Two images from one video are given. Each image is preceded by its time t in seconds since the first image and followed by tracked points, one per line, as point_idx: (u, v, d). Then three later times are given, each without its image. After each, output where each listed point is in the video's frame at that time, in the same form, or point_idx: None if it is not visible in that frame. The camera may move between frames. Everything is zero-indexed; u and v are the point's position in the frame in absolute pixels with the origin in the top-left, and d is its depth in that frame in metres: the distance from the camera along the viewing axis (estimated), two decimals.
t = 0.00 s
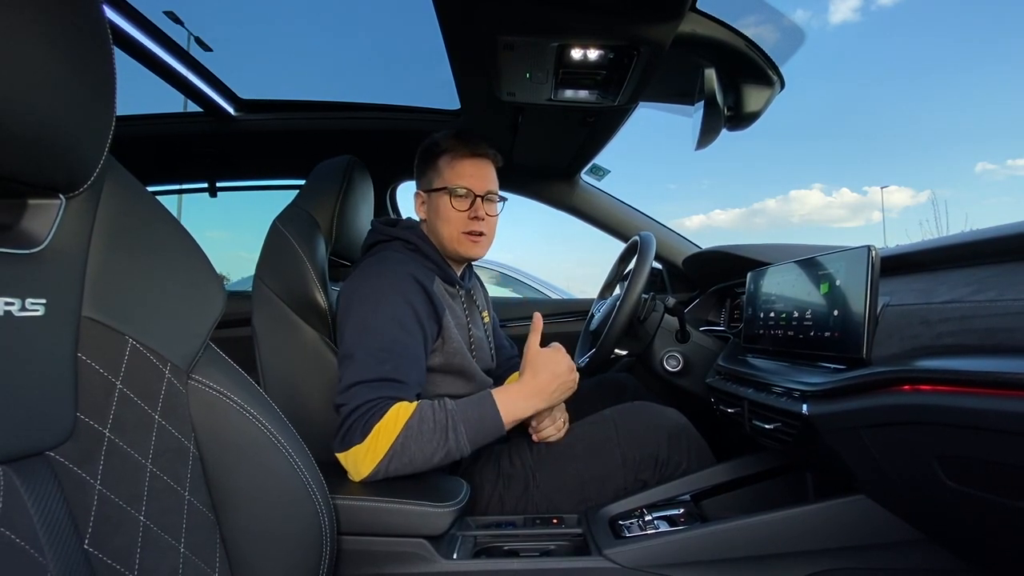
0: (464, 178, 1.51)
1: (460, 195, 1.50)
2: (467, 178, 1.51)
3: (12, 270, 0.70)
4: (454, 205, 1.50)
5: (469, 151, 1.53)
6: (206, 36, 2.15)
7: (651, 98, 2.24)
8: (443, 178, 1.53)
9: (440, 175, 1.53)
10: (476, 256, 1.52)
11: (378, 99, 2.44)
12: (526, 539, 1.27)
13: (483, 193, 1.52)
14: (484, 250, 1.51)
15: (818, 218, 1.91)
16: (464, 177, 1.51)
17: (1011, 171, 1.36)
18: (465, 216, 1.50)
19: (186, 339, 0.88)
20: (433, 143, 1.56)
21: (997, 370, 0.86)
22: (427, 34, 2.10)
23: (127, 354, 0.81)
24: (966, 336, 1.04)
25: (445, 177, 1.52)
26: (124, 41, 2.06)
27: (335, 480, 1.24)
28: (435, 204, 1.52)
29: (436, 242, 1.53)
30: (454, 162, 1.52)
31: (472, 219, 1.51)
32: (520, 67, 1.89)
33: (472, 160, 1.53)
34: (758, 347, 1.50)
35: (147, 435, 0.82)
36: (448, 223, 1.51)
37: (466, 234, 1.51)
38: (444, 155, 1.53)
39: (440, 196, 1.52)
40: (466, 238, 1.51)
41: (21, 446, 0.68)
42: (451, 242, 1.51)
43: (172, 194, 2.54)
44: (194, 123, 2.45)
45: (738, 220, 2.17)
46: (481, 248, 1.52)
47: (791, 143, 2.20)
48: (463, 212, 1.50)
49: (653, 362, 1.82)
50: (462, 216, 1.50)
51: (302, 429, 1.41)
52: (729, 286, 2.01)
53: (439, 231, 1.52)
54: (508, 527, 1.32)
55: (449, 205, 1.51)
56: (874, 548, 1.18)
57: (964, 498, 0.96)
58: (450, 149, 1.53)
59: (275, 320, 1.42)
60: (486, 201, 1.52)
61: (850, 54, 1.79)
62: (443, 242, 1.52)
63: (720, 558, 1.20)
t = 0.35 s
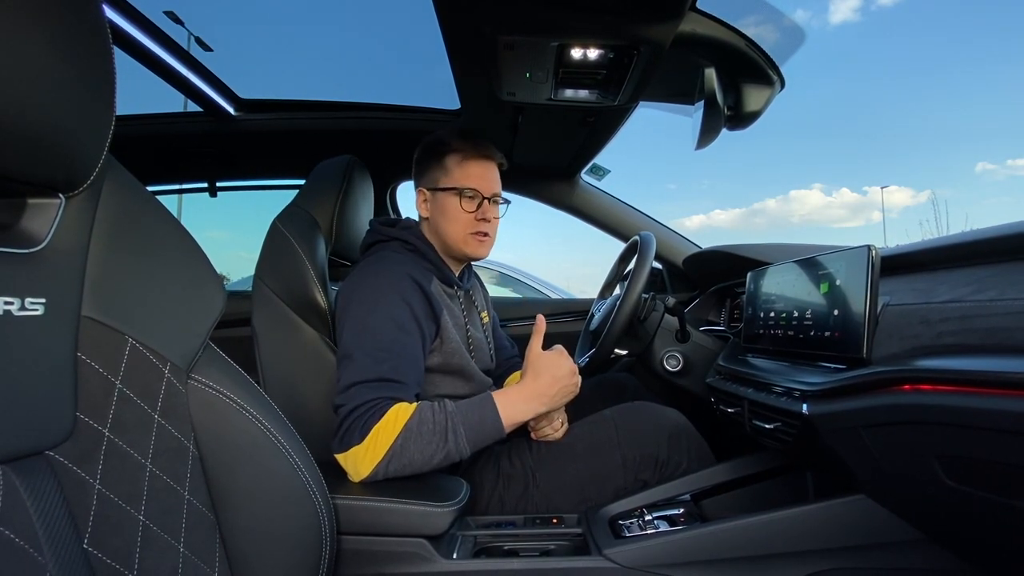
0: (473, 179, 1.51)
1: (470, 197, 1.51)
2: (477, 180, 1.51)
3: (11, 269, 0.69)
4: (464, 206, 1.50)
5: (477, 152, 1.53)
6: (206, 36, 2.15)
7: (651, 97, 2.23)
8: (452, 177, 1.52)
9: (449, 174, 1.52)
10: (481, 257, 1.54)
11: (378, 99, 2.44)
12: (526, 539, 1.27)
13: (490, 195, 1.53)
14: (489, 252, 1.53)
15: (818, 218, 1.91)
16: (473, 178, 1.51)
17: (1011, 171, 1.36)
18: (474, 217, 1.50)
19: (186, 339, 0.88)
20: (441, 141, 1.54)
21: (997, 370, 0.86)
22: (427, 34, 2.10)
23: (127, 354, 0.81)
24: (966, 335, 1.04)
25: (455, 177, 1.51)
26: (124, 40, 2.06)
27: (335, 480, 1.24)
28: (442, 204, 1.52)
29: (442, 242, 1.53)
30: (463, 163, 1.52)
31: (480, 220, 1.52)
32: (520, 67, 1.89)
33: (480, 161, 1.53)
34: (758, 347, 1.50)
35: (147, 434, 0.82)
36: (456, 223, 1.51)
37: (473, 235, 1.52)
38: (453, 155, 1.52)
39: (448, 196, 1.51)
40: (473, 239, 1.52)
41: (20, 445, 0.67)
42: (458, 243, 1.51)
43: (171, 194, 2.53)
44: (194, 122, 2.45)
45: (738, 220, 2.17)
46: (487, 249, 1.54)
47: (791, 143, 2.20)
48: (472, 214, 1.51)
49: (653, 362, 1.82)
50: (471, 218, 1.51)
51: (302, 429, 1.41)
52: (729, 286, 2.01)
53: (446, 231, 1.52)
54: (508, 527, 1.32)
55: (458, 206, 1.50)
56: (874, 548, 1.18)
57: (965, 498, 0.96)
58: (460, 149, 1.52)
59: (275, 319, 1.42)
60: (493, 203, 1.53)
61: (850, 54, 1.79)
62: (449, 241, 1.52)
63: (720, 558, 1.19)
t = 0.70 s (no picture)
0: (493, 179, 1.57)
1: (493, 196, 1.56)
2: (496, 181, 1.57)
3: (13, 269, 0.69)
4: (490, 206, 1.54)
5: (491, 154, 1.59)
6: (206, 36, 2.15)
7: (651, 98, 2.22)
8: (479, 176, 1.54)
9: (475, 173, 1.54)
10: (490, 255, 1.59)
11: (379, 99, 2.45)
12: (527, 539, 1.27)
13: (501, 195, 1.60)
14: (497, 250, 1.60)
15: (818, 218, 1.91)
16: (492, 178, 1.56)
17: (1011, 171, 1.37)
18: (495, 216, 1.56)
19: (187, 339, 0.88)
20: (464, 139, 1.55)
21: (998, 370, 0.86)
22: (428, 34, 2.10)
23: (128, 354, 0.81)
24: (967, 335, 1.04)
25: (481, 176, 1.54)
26: (125, 41, 2.06)
27: (336, 479, 1.24)
28: (467, 202, 1.53)
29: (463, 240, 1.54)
30: (485, 163, 1.56)
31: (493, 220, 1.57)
32: (520, 68, 1.89)
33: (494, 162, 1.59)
34: (758, 346, 1.50)
35: (148, 434, 0.82)
36: (481, 221, 1.53)
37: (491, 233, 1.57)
38: (478, 154, 1.55)
39: (474, 194, 1.53)
40: (490, 238, 1.57)
41: (21, 445, 0.67)
42: (480, 241, 1.55)
43: (172, 194, 2.53)
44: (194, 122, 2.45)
45: (738, 220, 2.17)
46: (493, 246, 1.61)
47: (791, 143, 2.20)
48: (493, 213, 1.56)
49: (654, 362, 1.82)
50: (493, 217, 1.55)
51: (303, 429, 1.41)
52: (729, 286, 2.01)
53: (470, 230, 1.53)
54: (508, 526, 1.32)
55: (483, 205, 1.54)
56: (874, 548, 1.18)
57: (965, 498, 0.96)
58: (484, 150, 1.56)
59: (275, 319, 1.42)
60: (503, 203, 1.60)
61: (850, 53, 1.79)
62: (472, 239, 1.54)
63: (721, 558, 1.19)
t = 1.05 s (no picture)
0: (483, 184, 1.55)
1: (480, 201, 1.55)
2: (485, 185, 1.56)
3: (12, 269, 0.69)
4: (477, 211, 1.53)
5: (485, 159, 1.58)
6: (206, 36, 2.15)
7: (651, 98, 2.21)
8: (466, 181, 1.53)
9: (462, 177, 1.53)
10: (477, 256, 1.59)
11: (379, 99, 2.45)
12: (527, 539, 1.27)
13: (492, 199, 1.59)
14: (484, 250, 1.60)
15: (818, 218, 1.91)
16: (482, 183, 1.55)
17: (1011, 171, 1.37)
18: (483, 220, 1.55)
19: (187, 339, 0.88)
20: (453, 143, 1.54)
21: (998, 370, 0.86)
22: (428, 34, 2.10)
23: (128, 354, 0.81)
24: (967, 335, 1.04)
25: (468, 181, 1.53)
26: (124, 41, 2.06)
27: (336, 479, 1.24)
28: (454, 205, 1.52)
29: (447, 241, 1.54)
30: (476, 168, 1.54)
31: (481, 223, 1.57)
32: (520, 67, 1.89)
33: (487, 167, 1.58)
34: (758, 346, 1.50)
35: (147, 435, 0.82)
36: (467, 225, 1.53)
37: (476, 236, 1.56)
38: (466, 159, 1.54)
39: (462, 199, 1.52)
40: (476, 241, 1.57)
41: (21, 445, 0.67)
42: (465, 244, 1.55)
43: (172, 194, 2.53)
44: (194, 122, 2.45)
45: (738, 220, 2.17)
46: (480, 248, 1.60)
47: (791, 143, 2.20)
48: (481, 218, 1.55)
49: (654, 363, 1.82)
50: (479, 221, 1.55)
51: (302, 429, 1.40)
52: (730, 286, 2.01)
53: (455, 232, 1.53)
54: (508, 526, 1.32)
55: (470, 209, 1.53)
56: (875, 548, 1.18)
57: (965, 498, 0.96)
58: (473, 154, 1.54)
59: (275, 319, 1.42)
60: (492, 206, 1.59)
61: (850, 53, 1.79)
62: (456, 241, 1.55)
63: (721, 559, 1.19)
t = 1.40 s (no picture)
0: (476, 183, 1.53)
1: (472, 199, 1.53)
2: (478, 183, 1.54)
3: (12, 268, 0.69)
4: (467, 209, 1.52)
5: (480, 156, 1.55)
6: (206, 35, 2.15)
7: (651, 98, 2.21)
8: (455, 180, 1.52)
9: (451, 176, 1.52)
10: (473, 255, 1.58)
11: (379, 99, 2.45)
12: (527, 539, 1.27)
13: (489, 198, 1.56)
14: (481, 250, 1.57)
15: (817, 218, 1.92)
16: (474, 181, 1.53)
17: (1011, 171, 1.37)
18: (475, 219, 1.54)
19: (187, 339, 0.88)
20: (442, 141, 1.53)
21: (999, 370, 0.86)
22: (427, 34, 2.10)
23: (127, 354, 0.81)
24: (967, 336, 1.04)
25: (458, 179, 1.52)
26: (124, 41, 2.06)
27: (336, 479, 1.24)
28: (444, 204, 1.52)
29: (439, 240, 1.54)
30: (467, 166, 1.53)
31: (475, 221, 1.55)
32: (520, 67, 1.89)
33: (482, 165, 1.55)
34: (758, 347, 1.50)
35: (147, 435, 0.82)
36: (457, 224, 1.52)
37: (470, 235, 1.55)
38: (456, 157, 1.52)
39: (451, 198, 1.52)
40: (469, 239, 1.55)
41: (21, 444, 0.67)
42: (456, 242, 1.54)
43: (172, 194, 2.53)
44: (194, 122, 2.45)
45: (738, 220, 2.17)
46: (478, 247, 1.59)
47: (791, 143, 2.20)
48: (472, 216, 1.53)
49: (654, 363, 1.82)
50: (471, 219, 1.53)
51: (302, 429, 1.40)
52: (730, 286, 2.01)
53: (445, 231, 1.53)
54: (508, 526, 1.32)
55: (460, 207, 1.52)
56: (875, 548, 1.18)
57: (966, 498, 0.96)
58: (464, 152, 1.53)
59: (275, 319, 1.42)
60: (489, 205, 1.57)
61: (850, 53, 1.79)
62: (448, 241, 1.54)
63: (721, 559, 1.19)
